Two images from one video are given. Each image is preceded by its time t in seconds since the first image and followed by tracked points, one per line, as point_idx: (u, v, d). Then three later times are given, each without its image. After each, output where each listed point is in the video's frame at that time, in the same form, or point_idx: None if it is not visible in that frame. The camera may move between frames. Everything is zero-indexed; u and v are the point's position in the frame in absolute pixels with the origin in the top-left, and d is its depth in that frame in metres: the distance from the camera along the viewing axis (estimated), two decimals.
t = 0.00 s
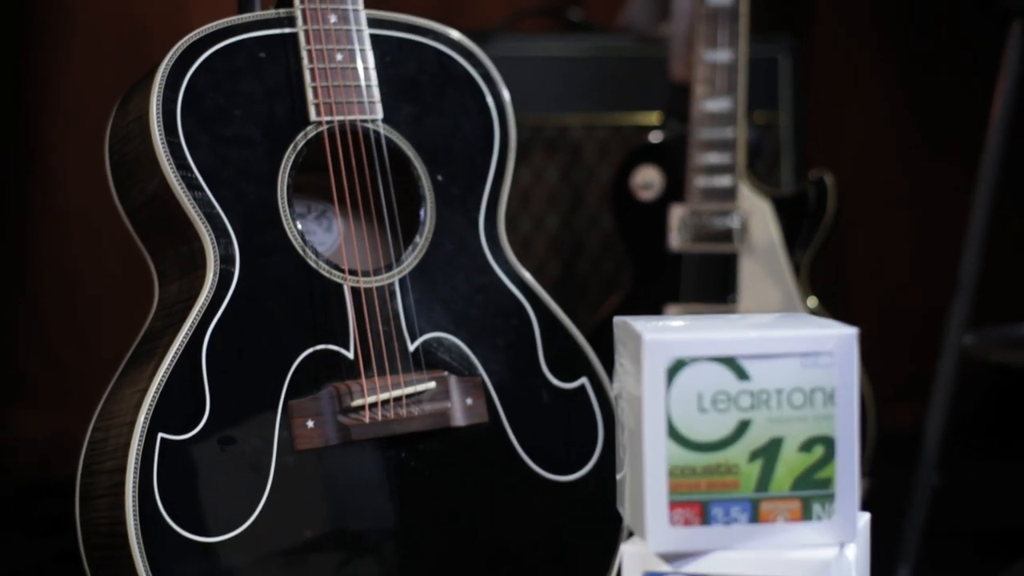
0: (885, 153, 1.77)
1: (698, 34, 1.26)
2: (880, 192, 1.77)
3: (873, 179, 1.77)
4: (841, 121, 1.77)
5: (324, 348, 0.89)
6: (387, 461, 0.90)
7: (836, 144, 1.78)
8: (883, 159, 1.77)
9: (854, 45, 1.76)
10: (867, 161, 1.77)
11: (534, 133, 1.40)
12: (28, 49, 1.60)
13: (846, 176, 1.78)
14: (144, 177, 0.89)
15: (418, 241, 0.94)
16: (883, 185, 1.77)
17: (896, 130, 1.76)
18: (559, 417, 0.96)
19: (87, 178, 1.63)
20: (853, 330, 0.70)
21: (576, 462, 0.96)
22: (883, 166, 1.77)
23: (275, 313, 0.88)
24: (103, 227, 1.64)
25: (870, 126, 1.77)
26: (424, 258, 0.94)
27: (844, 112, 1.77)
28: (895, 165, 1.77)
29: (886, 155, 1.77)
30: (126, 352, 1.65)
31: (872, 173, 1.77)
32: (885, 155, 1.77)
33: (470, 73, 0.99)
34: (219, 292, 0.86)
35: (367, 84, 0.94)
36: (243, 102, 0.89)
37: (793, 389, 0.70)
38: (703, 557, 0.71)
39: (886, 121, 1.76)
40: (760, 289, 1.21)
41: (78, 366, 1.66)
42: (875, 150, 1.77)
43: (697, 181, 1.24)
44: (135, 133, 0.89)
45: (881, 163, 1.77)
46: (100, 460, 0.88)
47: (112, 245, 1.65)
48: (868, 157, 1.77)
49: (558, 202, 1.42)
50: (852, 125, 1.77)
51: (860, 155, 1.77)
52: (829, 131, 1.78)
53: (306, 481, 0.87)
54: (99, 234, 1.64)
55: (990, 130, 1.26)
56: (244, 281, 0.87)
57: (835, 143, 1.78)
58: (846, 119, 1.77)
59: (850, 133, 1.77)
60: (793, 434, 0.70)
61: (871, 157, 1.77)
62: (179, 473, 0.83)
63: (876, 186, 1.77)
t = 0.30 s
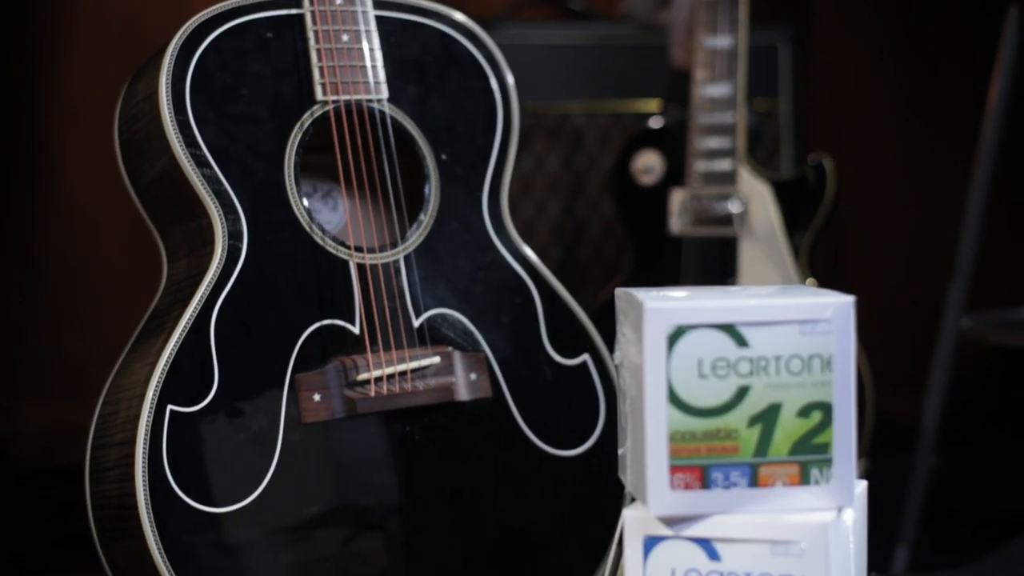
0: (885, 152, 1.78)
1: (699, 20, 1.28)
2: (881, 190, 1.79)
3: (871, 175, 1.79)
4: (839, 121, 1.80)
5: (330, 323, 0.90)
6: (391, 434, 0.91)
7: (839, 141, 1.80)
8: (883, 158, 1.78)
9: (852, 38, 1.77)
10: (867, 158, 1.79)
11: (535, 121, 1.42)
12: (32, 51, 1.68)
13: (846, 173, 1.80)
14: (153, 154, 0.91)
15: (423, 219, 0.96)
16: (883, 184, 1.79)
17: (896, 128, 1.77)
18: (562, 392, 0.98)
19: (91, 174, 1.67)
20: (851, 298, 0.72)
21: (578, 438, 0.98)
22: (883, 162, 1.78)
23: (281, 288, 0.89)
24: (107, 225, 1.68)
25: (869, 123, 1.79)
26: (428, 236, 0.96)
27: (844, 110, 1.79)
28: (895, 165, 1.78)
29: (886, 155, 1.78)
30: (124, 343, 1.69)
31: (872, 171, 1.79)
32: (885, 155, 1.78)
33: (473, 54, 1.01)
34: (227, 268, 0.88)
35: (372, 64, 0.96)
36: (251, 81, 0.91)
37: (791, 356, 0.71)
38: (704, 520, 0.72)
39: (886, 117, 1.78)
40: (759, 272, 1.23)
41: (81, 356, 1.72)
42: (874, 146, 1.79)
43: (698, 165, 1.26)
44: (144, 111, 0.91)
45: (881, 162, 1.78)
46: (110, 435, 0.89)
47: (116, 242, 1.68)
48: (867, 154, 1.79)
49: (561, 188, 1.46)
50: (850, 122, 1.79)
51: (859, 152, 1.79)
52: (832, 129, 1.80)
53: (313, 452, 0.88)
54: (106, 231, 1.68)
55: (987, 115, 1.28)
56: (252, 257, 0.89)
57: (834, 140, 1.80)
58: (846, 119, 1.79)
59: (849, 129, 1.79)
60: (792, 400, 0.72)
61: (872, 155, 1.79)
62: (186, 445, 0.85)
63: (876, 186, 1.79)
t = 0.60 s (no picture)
0: (884, 151, 1.77)
1: (698, 5, 1.29)
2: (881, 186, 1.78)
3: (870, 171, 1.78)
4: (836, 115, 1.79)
5: (335, 300, 0.92)
6: (394, 409, 0.93)
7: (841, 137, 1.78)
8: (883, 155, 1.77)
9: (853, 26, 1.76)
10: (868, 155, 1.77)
11: (536, 108, 1.45)
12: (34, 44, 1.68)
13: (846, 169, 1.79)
14: (160, 132, 0.93)
15: (425, 197, 0.98)
16: (883, 183, 1.77)
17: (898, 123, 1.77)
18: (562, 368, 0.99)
19: (99, 169, 1.71)
20: (845, 269, 0.73)
21: (578, 414, 0.99)
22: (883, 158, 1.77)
23: (287, 264, 0.91)
24: (115, 216, 1.72)
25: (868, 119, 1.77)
26: (431, 214, 0.97)
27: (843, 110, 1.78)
28: (895, 165, 1.77)
29: (886, 154, 1.77)
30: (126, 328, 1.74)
31: (873, 169, 1.77)
32: (885, 154, 1.77)
33: (476, 36, 1.02)
34: (233, 244, 0.90)
35: (376, 45, 0.97)
36: (257, 61, 0.92)
37: (787, 324, 0.73)
38: (702, 486, 0.73)
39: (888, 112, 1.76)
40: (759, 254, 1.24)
41: (81, 346, 1.73)
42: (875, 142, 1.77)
43: (697, 150, 1.27)
44: (152, 90, 0.92)
45: (881, 162, 1.77)
46: (116, 410, 0.91)
47: (124, 232, 1.73)
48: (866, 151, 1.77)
49: (561, 174, 1.49)
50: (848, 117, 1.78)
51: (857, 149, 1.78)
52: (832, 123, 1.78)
53: (319, 424, 0.91)
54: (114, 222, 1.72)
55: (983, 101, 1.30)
56: (259, 233, 0.91)
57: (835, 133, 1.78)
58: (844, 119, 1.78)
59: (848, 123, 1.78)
60: (788, 368, 0.73)
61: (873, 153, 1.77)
62: (193, 417, 0.87)
63: (876, 185, 1.78)
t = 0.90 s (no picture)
0: (885, 143, 1.75)
1: None
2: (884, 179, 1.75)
3: (872, 165, 1.75)
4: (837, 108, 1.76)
5: (340, 276, 0.94)
6: (398, 383, 0.95)
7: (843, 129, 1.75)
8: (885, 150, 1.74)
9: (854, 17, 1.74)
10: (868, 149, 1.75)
11: (538, 94, 1.49)
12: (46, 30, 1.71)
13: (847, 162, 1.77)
14: (168, 110, 0.94)
15: (429, 175, 1.00)
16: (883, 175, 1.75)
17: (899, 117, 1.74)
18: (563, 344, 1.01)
19: (105, 157, 1.71)
20: (842, 239, 0.75)
21: (579, 389, 1.01)
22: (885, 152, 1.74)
23: (293, 240, 0.93)
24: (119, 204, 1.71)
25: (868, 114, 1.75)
26: (434, 192, 0.99)
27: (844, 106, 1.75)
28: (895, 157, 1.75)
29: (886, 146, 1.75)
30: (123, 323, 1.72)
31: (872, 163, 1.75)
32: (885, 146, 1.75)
33: (478, 19, 1.04)
34: (240, 220, 0.91)
35: (380, 26, 0.99)
36: (262, 40, 0.94)
37: (785, 293, 0.74)
38: (701, 452, 0.75)
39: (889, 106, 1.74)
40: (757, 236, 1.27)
41: (81, 336, 1.75)
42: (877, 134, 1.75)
43: (697, 134, 1.30)
44: (160, 69, 0.94)
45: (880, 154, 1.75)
46: (124, 386, 0.92)
47: (128, 220, 1.72)
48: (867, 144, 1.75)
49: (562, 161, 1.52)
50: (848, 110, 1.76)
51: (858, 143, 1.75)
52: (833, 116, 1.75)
53: (322, 397, 0.92)
54: (118, 210, 1.72)
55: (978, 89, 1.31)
56: (264, 210, 0.92)
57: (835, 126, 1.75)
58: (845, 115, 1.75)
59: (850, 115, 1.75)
60: (785, 336, 0.75)
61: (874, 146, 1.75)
62: (200, 391, 0.89)
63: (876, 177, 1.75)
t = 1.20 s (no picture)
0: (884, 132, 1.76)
1: None
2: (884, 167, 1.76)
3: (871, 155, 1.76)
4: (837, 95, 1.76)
5: (347, 252, 0.96)
6: (404, 357, 0.97)
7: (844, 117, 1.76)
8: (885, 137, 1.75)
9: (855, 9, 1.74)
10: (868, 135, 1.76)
11: (541, 81, 1.51)
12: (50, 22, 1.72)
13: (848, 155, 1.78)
14: (177, 89, 0.96)
15: (434, 154, 1.01)
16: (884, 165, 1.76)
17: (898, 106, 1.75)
18: (566, 321, 1.03)
19: (111, 143, 1.71)
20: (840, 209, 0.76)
21: (584, 365, 1.03)
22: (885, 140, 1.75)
23: (300, 217, 0.95)
24: (125, 190, 1.72)
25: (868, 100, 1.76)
26: (439, 170, 1.01)
27: (844, 92, 1.76)
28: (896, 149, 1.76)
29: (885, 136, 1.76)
30: (128, 311, 1.73)
31: (872, 160, 1.76)
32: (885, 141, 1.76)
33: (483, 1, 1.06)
34: (249, 196, 0.93)
35: (386, 7, 1.01)
36: (271, 21, 0.96)
37: (785, 262, 0.76)
38: (704, 418, 0.76)
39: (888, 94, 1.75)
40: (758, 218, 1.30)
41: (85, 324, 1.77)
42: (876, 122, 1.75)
43: (699, 118, 1.32)
44: (169, 49, 0.96)
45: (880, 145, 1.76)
46: (135, 358, 0.94)
47: (135, 205, 1.72)
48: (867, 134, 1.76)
49: (564, 145, 1.54)
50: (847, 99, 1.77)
51: (859, 129, 1.76)
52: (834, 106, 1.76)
53: (328, 370, 0.94)
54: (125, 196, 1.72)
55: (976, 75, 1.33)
56: (272, 186, 0.94)
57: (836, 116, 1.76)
58: (846, 102, 1.76)
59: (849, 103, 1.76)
60: (785, 305, 0.76)
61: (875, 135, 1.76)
62: (209, 364, 0.90)
63: (876, 167, 1.76)
